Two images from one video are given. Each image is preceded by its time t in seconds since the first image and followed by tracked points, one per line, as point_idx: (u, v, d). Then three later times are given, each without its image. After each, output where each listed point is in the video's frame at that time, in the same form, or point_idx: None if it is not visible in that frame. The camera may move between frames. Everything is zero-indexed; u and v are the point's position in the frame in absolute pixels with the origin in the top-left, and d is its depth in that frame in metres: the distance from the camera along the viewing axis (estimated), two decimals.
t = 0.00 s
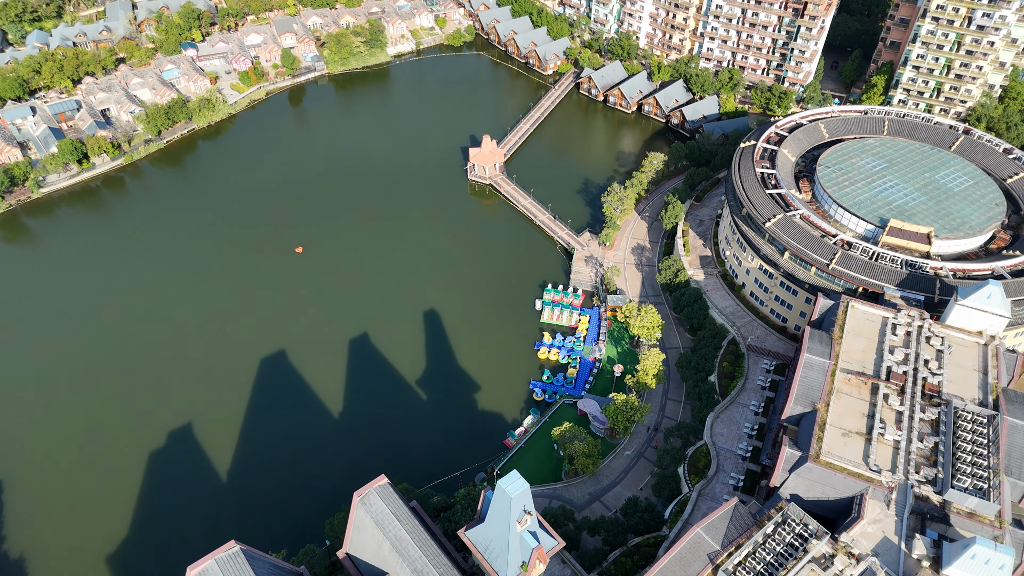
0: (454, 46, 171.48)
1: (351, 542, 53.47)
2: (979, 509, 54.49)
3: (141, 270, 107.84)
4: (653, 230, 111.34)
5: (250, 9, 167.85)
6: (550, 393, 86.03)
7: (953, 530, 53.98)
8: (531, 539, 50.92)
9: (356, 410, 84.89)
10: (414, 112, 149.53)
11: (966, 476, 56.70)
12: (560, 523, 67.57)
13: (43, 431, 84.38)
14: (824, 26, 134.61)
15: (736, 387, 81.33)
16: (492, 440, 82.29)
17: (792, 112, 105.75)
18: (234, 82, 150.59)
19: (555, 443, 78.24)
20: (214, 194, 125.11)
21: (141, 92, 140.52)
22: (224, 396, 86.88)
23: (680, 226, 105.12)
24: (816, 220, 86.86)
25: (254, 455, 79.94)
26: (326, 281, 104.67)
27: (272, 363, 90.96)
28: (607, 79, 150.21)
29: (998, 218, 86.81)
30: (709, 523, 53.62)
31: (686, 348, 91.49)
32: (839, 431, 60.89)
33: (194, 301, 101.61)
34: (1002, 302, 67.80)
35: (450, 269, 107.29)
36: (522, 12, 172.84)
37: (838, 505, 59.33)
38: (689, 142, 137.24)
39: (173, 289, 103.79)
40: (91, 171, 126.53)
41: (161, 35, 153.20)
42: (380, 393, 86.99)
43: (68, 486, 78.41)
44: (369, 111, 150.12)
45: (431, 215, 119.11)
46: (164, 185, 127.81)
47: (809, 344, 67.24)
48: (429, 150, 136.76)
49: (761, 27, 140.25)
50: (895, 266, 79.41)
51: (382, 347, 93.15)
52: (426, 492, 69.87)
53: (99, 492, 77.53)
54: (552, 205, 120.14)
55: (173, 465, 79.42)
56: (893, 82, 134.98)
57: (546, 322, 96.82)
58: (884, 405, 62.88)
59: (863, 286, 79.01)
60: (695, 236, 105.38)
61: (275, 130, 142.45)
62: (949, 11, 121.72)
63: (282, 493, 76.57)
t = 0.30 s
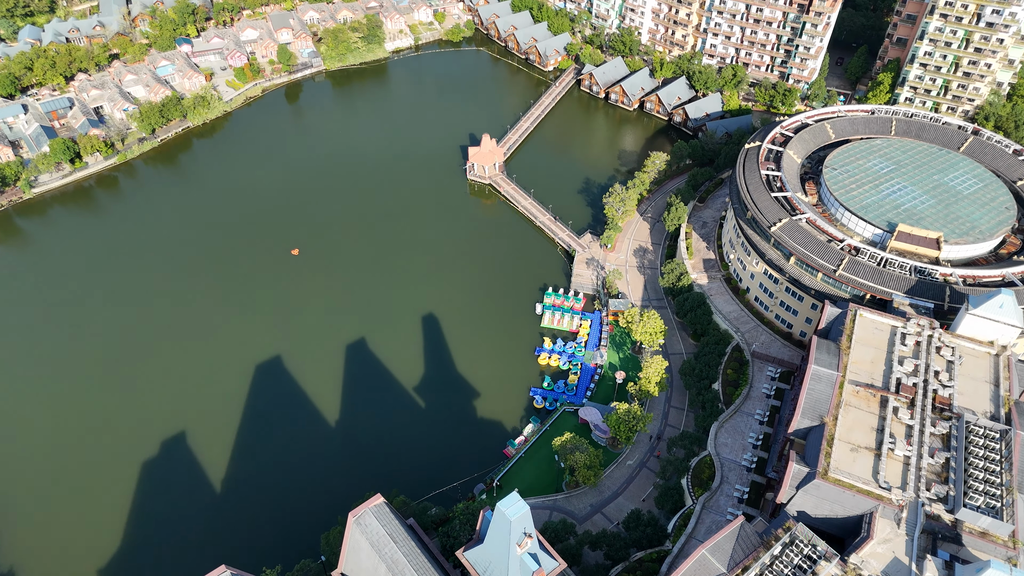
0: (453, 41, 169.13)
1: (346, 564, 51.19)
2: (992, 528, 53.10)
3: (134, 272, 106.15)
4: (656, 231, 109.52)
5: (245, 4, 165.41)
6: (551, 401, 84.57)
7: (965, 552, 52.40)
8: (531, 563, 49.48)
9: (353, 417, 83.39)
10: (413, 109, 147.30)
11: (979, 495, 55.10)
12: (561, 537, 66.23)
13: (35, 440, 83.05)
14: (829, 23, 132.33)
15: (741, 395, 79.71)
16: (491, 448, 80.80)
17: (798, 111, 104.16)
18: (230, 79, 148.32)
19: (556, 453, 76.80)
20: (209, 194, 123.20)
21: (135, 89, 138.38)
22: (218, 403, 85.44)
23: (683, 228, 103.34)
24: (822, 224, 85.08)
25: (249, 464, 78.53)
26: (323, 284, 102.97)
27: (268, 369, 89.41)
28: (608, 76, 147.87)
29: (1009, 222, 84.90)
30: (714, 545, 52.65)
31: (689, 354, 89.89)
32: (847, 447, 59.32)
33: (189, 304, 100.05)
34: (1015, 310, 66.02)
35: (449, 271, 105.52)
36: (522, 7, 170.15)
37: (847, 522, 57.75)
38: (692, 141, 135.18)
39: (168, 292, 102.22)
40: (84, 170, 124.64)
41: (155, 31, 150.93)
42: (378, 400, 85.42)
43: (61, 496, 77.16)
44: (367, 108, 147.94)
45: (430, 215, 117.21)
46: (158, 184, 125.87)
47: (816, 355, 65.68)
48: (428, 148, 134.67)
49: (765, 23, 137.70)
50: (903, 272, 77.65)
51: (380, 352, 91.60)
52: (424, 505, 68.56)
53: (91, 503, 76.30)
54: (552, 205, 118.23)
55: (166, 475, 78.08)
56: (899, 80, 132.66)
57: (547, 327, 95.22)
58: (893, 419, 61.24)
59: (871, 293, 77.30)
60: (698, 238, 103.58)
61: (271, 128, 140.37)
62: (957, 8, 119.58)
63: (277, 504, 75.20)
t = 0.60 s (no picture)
0: (452, 40, 167.03)
1: None
2: (1007, 553, 51.47)
3: (127, 277, 104.38)
4: (658, 235, 107.75)
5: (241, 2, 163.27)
6: (552, 411, 83.02)
7: None
8: None
9: (349, 428, 81.79)
10: (411, 108, 145.25)
11: (993, 517, 53.47)
12: (562, 555, 64.69)
13: (25, 451, 81.45)
14: (835, 22, 130.20)
15: (745, 406, 78.04)
16: (491, 460, 79.20)
17: (803, 114, 102.38)
18: (225, 78, 146.33)
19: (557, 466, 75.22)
20: (203, 196, 121.28)
21: (129, 89, 136.36)
22: (212, 413, 83.89)
23: (686, 233, 101.54)
24: (829, 231, 83.27)
25: (243, 477, 76.97)
26: (320, 289, 101.24)
27: (263, 378, 87.80)
28: (609, 76, 145.81)
29: (1020, 229, 83.12)
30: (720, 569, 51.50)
31: (693, 362, 88.27)
32: (857, 465, 57.65)
33: (183, 310, 98.39)
34: None
35: (448, 276, 103.77)
36: (523, 5, 167.97)
37: (856, 544, 56.13)
38: (695, 142, 133.10)
39: (161, 298, 100.51)
40: (76, 172, 122.87)
41: (150, 29, 148.87)
42: (374, 411, 83.81)
43: (51, 508, 75.68)
44: (364, 108, 145.90)
45: (428, 219, 115.31)
46: (152, 186, 124.05)
47: (823, 369, 64.00)
48: (426, 149, 132.65)
49: (770, 21, 135.67)
50: (912, 282, 75.90)
51: (377, 360, 89.93)
52: (421, 522, 66.83)
53: (81, 516, 74.76)
54: (552, 208, 116.36)
55: (158, 488, 76.54)
56: (906, 80, 130.53)
57: (548, 334, 93.58)
58: (903, 436, 59.57)
59: (879, 303, 75.58)
60: (702, 243, 101.81)
61: (267, 128, 138.38)
62: (965, 7, 117.50)
63: (271, 518, 73.55)
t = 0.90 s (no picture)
0: (452, 37, 164.88)
1: None
2: None
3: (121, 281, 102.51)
4: (661, 239, 105.99)
5: None
6: (553, 421, 81.48)
7: None
8: None
9: (347, 439, 80.23)
10: (410, 107, 143.12)
11: (1008, 539, 51.88)
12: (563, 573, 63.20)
13: (14, 461, 79.78)
14: (841, 20, 127.98)
15: (750, 418, 76.48)
16: (490, 472, 77.66)
17: (809, 116, 100.61)
18: (221, 77, 144.33)
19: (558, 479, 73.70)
20: (198, 197, 119.35)
21: (123, 88, 134.37)
22: (206, 423, 82.29)
23: (689, 237, 99.79)
24: (835, 238, 81.50)
25: (238, 489, 75.42)
26: (316, 295, 99.54)
27: (258, 387, 86.21)
28: (611, 74, 143.64)
29: None
30: None
31: (696, 371, 86.69)
32: (866, 484, 56.03)
33: (178, 316, 96.74)
34: None
35: (447, 281, 102.09)
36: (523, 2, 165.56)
37: (866, 566, 54.54)
38: (698, 142, 131.32)
39: (155, 303, 98.74)
40: (69, 174, 121.12)
41: (144, 26, 146.90)
42: (372, 421, 82.25)
43: (41, 520, 74.08)
44: (362, 106, 143.77)
45: (427, 221, 113.49)
46: (146, 187, 122.26)
47: (832, 384, 62.29)
48: (425, 149, 130.63)
49: (774, 19, 133.50)
50: (921, 291, 74.17)
51: (375, 368, 88.27)
52: (419, 538, 65.38)
53: (72, 529, 73.11)
54: (553, 210, 114.55)
55: (151, 500, 75.00)
56: (913, 79, 128.44)
57: (548, 341, 91.98)
58: (914, 453, 57.95)
59: (888, 313, 73.91)
60: (705, 247, 100.08)
61: (264, 128, 136.36)
62: (974, 6, 115.34)
63: (266, 532, 72.05)
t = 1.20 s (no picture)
0: (451, 27, 161.87)
1: None
2: None
3: (114, 280, 100.86)
4: (663, 237, 104.21)
5: None
6: (553, 425, 80.24)
7: None
8: None
9: (344, 443, 78.96)
10: (408, 100, 140.68)
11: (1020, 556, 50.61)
12: None
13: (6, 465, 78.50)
14: (848, 11, 125.47)
15: (755, 423, 74.99)
16: (490, 478, 76.46)
17: (815, 112, 98.44)
18: (216, 69, 141.96)
19: (558, 486, 72.43)
20: (193, 193, 117.38)
21: (115, 81, 131.39)
22: (201, 427, 81.03)
23: (692, 236, 97.97)
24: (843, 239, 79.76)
25: (233, 496, 74.24)
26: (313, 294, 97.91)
27: (254, 390, 84.87)
28: (613, 66, 141.12)
29: None
30: None
31: (700, 373, 85.29)
32: (876, 497, 54.68)
33: (172, 315, 95.24)
34: None
35: (446, 280, 100.44)
36: None
37: None
38: (701, 136, 129.01)
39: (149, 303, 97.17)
40: (62, 170, 119.26)
41: (137, 17, 144.38)
42: (370, 424, 80.93)
43: (34, 526, 72.97)
44: (360, 99, 141.29)
45: (426, 218, 111.63)
46: (141, 182, 120.37)
47: (840, 393, 60.70)
48: (424, 144, 128.44)
49: (779, 10, 131.04)
50: (931, 295, 72.59)
51: (373, 370, 86.86)
52: (418, 547, 64.35)
53: (64, 536, 71.96)
54: (554, 207, 112.68)
55: (144, 507, 73.84)
56: (920, 72, 126.08)
57: (549, 342, 90.51)
58: (924, 465, 56.55)
59: (896, 317, 72.36)
60: (709, 246, 98.34)
61: (260, 121, 134.06)
62: None
63: (262, 539, 70.96)
